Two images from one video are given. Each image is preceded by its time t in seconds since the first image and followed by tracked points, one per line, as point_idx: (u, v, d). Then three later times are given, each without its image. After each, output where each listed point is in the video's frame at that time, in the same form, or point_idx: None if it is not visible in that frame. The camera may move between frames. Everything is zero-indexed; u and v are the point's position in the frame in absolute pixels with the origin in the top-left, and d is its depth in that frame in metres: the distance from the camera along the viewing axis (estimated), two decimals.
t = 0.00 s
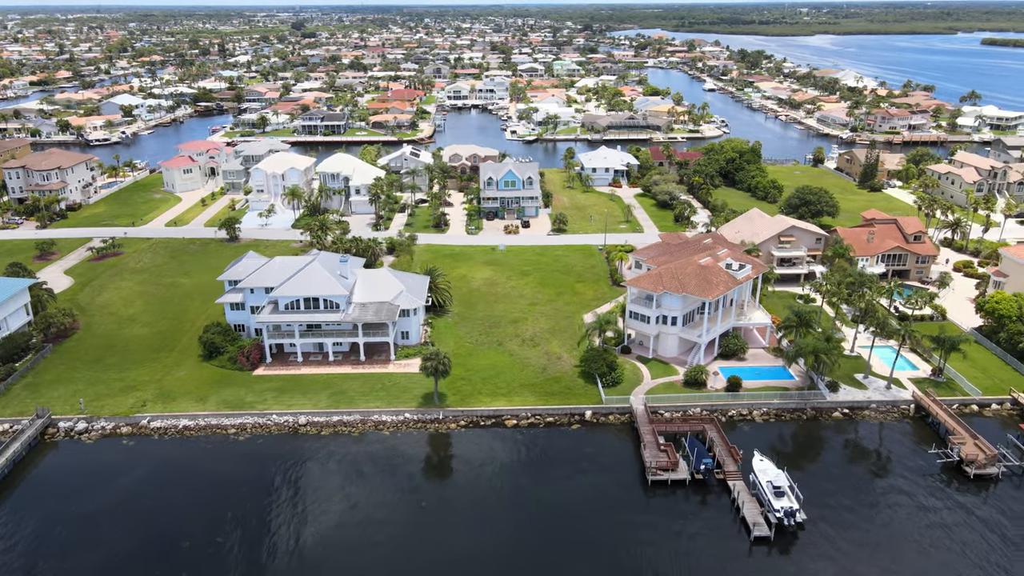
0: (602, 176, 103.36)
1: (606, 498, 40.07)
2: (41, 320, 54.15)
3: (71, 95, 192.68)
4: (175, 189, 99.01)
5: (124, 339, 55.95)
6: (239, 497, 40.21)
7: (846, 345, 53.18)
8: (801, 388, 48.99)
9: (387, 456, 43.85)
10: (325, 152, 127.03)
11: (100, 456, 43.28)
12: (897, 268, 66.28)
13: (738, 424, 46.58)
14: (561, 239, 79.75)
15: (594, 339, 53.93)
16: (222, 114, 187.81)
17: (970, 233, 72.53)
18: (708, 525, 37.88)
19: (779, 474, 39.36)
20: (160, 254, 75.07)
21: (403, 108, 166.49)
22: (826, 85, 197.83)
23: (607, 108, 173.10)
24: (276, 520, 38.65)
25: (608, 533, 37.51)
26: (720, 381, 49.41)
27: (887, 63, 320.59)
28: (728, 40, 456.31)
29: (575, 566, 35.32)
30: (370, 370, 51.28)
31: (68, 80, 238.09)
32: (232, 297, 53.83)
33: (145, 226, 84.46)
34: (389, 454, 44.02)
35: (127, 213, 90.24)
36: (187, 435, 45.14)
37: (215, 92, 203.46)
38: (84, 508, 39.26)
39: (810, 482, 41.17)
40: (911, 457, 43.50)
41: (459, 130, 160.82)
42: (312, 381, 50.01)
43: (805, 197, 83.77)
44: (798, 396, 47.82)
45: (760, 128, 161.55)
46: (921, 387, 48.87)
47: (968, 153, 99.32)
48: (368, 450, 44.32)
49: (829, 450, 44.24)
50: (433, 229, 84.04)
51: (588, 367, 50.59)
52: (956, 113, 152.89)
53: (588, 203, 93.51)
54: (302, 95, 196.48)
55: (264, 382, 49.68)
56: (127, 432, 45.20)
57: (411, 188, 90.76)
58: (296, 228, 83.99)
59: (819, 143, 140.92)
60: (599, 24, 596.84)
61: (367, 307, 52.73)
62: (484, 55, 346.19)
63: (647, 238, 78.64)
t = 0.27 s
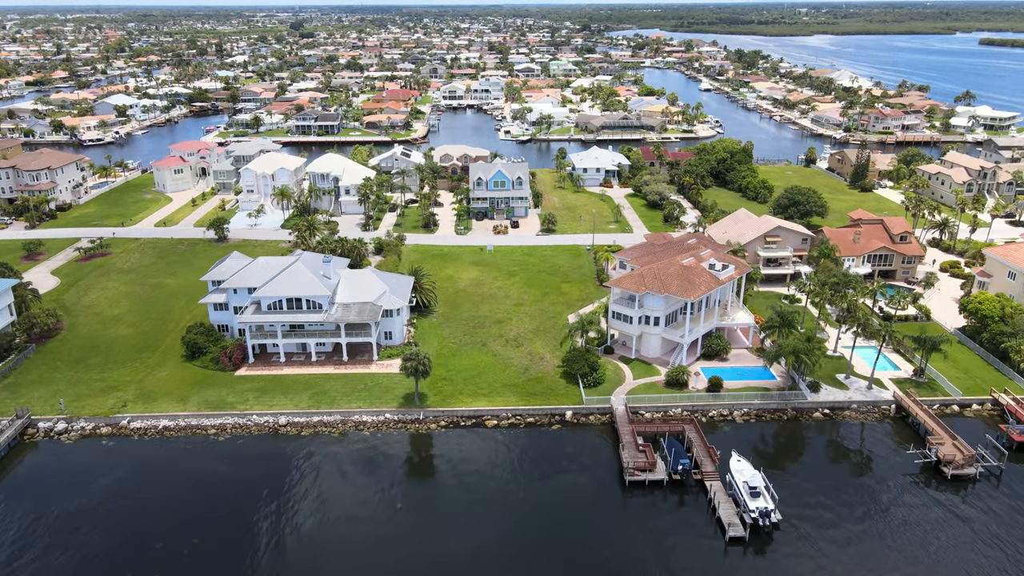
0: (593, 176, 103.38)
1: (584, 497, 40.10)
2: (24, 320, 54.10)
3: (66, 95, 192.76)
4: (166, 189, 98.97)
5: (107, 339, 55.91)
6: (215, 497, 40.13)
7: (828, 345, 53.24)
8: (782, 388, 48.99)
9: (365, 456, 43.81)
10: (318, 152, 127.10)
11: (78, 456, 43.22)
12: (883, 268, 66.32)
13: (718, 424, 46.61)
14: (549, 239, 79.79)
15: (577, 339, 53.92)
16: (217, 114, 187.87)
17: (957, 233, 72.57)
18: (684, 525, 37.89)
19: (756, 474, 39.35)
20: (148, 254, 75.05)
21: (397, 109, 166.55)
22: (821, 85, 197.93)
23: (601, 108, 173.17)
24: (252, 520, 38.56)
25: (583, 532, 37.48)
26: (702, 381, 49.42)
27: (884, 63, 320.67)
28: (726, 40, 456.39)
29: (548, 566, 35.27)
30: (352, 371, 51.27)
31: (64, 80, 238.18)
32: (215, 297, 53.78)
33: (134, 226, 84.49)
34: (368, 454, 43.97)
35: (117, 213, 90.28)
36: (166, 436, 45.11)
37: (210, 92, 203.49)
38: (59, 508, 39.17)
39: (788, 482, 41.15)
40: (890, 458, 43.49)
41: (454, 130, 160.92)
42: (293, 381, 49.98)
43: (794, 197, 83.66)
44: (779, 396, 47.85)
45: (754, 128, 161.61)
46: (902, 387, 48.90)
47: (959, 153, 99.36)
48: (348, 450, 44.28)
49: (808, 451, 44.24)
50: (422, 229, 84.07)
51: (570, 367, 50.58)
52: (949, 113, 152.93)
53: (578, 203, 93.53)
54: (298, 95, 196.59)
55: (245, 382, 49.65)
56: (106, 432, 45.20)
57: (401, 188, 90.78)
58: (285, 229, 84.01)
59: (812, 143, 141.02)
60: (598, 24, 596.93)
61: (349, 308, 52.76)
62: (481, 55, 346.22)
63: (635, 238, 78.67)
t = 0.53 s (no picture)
0: (583, 176, 103.41)
1: (558, 497, 40.13)
2: (5, 320, 54.07)
3: (60, 95, 192.68)
4: (155, 189, 98.93)
5: (89, 339, 55.92)
6: (189, 497, 40.08)
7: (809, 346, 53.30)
8: (761, 388, 49.01)
9: (341, 456, 43.77)
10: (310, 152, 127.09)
11: (54, 457, 43.21)
12: (867, 268, 66.34)
13: (695, 425, 46.62)
14: (536, 239, 79.82)
15: (558, 339, 53.90)
16: (211, 114, 187.83)
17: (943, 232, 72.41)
18: (656, 525, 37.94)
19: (729, 474, 39.35)
20: (134, 254, 75.04)
21: (391, 109, 166.53)
22: (816, 85, 197.88)
23: (595, 108, 173.13)
24: (225, 520, 38.54)
25: (555, 532, 37.50)
26: (681, 381, 49.46)
27: (881, 64, 320.60)
28: (724, 40, 456.34)
29: (518, 567, 35.25)
30: (332, 371, 51.28)
31: (60, 80, 238.06)
32: (196, 297, 53.72)
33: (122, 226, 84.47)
34: (344, 454, 43.98)
35: (105, 213, 90.25)
36: (143, 436, 45.11)
37: (205, 92, 203.46)
38: (33, 508, 39.14)
39: (763, 482, 41.17)
40: (867, 458, 43.50)
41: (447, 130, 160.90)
42: (273, 381, 49.97)
43: (781, 198, 83.56)
44: (757, 396, 47.86)
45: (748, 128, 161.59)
46: (881, 387, 48.93)
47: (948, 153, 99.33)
48: (326, 450, 44.27)
49: (784, 451, 44.28)
50: (410, 229, 84.10)
51: (549, 368, 50.57)
52: (942, 113, 152.92)
53: (567, 204, 93.56)
54: (292, 95, 196.54)
55: (224, 382, 49.63)
56: (83, 433, 45.23)
57: (389, 189, 90.78)
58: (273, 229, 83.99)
59: (805, 143, 141.04)
60: (596, 24, 596.73)
61: (330, 308, 52.79)
62: (478, 55, 346.11)
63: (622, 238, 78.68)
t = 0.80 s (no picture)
0: (573, 176, 103.43)
1: (532, 497, 40.15)
2: None
3: (55, 95, 192.55)
4: (145, 189, 98.90)
5: (70, 339, 55.91)
6: (162, 498, 40.04)
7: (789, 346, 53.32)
8: (739, 389, 49.04)
9: (317, 457, 43.75)
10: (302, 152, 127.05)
11: (29, 457, 43.19)
12: (852, 268, 66.36)
13: (673, 425, 46.63)
14: (523, 240, 79.84)
15: (538, 339, 53.90)
16: (205, 114, 187.75)
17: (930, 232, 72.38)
18: (628, 525, 37.97)
19: (702, 475, 39.37)
20: (120, 254, 75.03)
21: (385, 108, 166.50)
22: (811, 85, 197.90)
23: (589, 108, 173.10)
24: (197, 520, 38.48)
25: (527, 533, 37.47)
26: (659, 381, 49.48)
27: (877, 64, 320.59)
28: (721, 40, 456.26)
29: (487, 567, 35.25)
30: (311, 371, 51.27)
31: (55, 80, 237.95)
32: (176, 298, 53.68)
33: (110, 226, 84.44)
34: (321, 454, 43.97)
35: (93, 213, 90.19)
36: (119, 437, 45.08)
37: (200, 91, 203.40)
38: (5, 508, 39.10)
39: (737, 483, 41.21)
40: (843, 458, 43.52)
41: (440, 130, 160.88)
42: (251, 381, 49.97)
43: (769, 198, 83.40)
44: (735, 397, 47.87)
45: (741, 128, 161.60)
46: (859, 388, 48.95)
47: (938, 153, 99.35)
48: (302, 450, 44.24)
49: (760, 452, 44.29)
50: (397, 229, 84.11)
51: (528, 368, 50.56)
52: (936, 113, 152.95)
53: (556, 204, 93.58)
54: (287, 95, 196.45)
55: (203, 383, 49.63)
56: (60, 433, 45.23)
57: (378, 189, 90.77)
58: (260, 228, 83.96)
59: (797, 143, 141.06)
60: (595, 24, 596.66)
61: (310, 308, 52.80)
62: (475, 55, 346.06)
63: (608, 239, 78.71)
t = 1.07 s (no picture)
0: (562, 176, 103.46)
1: (505, 498, 40.12)
2: None
3: (49, 95, 192.50)
4: (134, 189, 98.91)
5: (50, 340, 55.94)
6: (135, 499, 40.00)
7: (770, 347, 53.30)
8: (718, 389, 49.06)
9: (293, 457, 43.73)
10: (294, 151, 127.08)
11: (6, 456, 43.19)
12: (836, 269, 66.36)
13: (650, 426, 46.61)
14: (510, 240, 79.89)
15: (519, 339, 53.92)
16: (200, 114, 187.79)
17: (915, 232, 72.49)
18: (600, 526, 37.96)
19: (675, 475, 39.36)
20: (106, 254, 75.05)
21: (378, 109, 166.60)
22: (805, 85, 198.00)
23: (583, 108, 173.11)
24: (169, 521, 38.45)
25: (498, 535, 37.39)
26: (638, 382, 49.49)
27: (874, 64, 320.45)
28: (719, 40, 456.33)
29: (457, 567, 35.27)
30: (290, 372, 51.26)
31: (51, 80, 237.85)
32: (157, 298, 53.73)
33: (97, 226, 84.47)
34: (297, 454, 43.98)
35: (82, 213, 90.21)
36: (96, 437, 45.09)
37: (194, 92, 203.40)
38: None
39: (711, 483, 41.23)
40: (819, 459, 43.53)
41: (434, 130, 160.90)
42: (230, 382, 49.98)
43: (756, 198, 83.27)
44: (713, 397, 47.90)
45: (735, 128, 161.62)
46: (838, 388, 48.95)
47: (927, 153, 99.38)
48: (278, 450, 44.25)
49: (735, 451, 44.36)
50: (385, 229, 84.11)
51: (507, 369, 50.55)
52: (929, 113, 152.96)
53: (544, 204, 93.64)
54: (281, 95, 196.40)
55: (182, 383, 49.63)
56: (37, 433, 45.26)
57: (366, 189, 90.80)
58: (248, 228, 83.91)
59: (790, 143, 141.15)
60: (593, 24, 596.51)
61: (290, 308, 52.84)
62: (472, 56, 345.93)
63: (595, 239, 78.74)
